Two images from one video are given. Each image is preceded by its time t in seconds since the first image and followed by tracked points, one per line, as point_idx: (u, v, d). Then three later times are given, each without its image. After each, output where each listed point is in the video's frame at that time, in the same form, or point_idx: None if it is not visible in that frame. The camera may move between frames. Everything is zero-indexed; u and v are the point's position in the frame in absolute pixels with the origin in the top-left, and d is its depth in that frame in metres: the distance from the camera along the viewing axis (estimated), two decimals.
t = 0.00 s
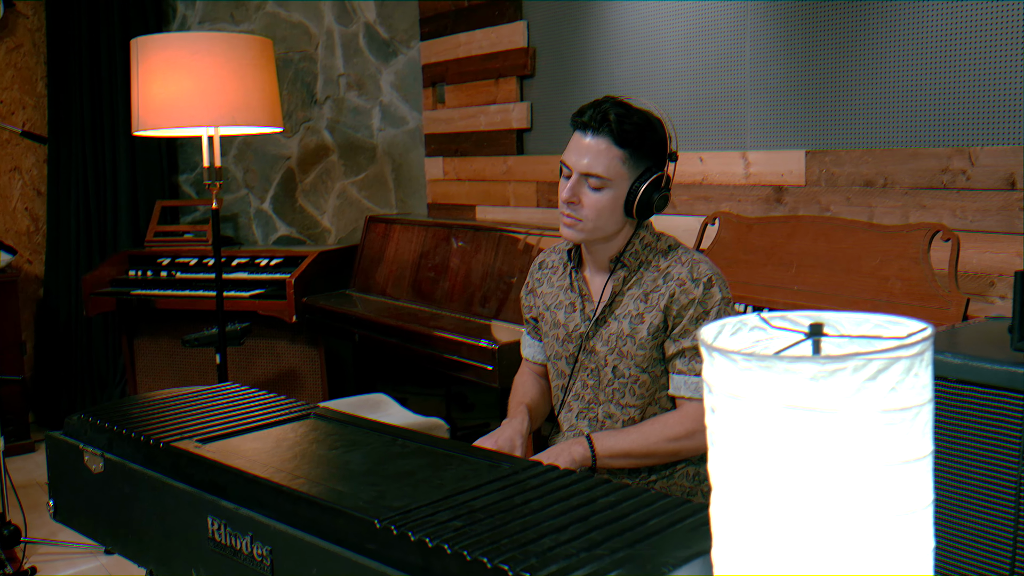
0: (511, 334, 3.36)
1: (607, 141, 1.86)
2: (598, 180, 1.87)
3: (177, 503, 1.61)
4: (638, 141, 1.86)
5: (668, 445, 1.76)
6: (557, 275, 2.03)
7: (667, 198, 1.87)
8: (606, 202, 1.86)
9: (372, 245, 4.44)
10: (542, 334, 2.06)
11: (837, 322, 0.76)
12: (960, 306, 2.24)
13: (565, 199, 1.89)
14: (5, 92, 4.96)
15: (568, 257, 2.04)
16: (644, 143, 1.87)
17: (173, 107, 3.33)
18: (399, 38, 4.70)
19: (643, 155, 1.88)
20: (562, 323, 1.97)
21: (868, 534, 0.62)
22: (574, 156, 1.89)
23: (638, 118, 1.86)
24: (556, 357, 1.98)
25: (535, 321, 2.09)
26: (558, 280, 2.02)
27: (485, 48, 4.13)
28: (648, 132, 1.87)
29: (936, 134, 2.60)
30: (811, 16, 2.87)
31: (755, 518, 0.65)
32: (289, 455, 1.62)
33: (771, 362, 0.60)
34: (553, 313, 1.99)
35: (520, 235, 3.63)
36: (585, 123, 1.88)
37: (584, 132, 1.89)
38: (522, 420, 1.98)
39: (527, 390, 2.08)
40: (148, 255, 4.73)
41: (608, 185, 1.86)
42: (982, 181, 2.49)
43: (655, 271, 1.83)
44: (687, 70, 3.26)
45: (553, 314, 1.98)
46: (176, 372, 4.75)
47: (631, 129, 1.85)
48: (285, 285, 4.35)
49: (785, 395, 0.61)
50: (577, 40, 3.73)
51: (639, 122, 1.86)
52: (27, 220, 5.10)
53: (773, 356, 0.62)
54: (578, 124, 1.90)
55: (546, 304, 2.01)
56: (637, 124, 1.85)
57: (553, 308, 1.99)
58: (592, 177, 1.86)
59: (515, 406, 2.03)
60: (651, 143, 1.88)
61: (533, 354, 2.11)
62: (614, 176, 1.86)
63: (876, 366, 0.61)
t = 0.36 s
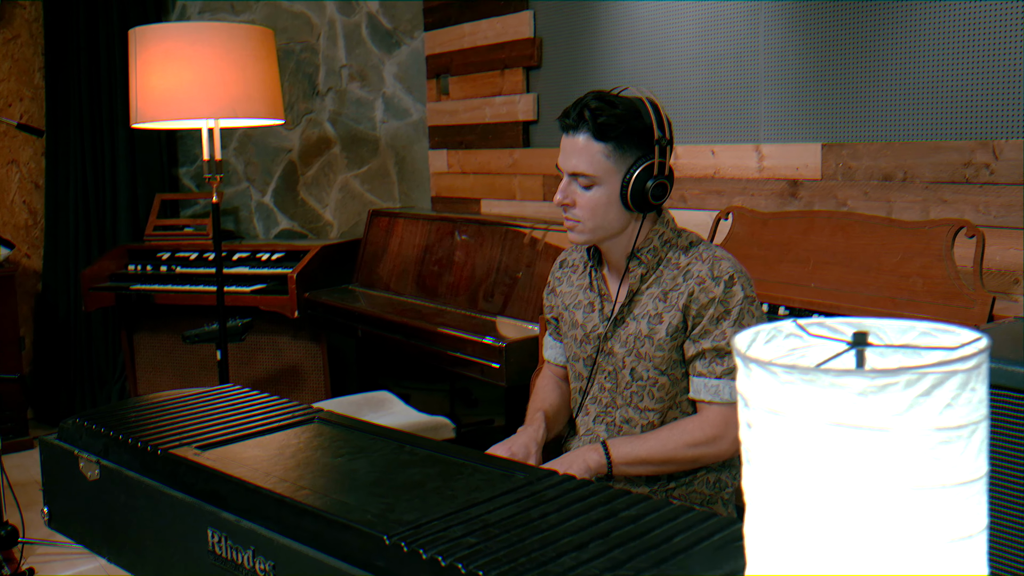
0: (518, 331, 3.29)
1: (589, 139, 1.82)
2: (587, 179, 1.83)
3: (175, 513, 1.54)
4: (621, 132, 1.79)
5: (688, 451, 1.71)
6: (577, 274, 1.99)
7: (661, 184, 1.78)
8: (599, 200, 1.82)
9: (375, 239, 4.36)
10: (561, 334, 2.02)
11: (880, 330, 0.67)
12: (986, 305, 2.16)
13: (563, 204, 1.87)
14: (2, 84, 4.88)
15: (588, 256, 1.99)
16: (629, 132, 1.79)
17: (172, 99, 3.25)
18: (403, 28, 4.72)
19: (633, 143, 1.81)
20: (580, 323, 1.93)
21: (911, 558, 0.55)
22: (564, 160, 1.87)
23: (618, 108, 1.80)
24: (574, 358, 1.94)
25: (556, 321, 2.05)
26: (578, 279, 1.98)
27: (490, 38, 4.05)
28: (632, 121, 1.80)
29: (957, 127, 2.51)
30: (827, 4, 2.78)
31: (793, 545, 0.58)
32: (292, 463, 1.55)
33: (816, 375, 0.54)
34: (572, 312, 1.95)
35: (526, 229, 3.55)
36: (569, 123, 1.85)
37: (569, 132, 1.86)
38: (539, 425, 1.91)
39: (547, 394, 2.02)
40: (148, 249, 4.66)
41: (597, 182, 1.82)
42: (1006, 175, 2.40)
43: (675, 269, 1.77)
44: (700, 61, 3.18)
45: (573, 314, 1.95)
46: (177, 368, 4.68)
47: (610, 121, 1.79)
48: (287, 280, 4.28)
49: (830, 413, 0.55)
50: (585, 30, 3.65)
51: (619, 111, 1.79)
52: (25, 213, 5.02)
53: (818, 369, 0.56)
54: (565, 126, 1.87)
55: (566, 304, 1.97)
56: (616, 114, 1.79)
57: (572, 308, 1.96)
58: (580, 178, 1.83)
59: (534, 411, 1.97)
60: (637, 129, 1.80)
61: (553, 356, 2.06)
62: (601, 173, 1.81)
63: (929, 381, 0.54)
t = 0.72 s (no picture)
0: (522, 327, 3.24)
1: (589, 121, 1.80)
2: (590, 162, 1.80)
3: (176, 523, 1.49)
4: (621, 111, 1.77)
5: (704, 459, 1.67)
6: (588, 274, 1.95)
7: (665, 159, 1.73)
8: (603, 181, 1.79)
9: (377, 234, 4.30)
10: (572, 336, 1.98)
11: (919, 341, 0.64)
12: (1006, 304, 2.10)
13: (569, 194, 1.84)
14: None
15: (600, 255, 1.95)
16: (630, 111, 1.77)
17: (170, 92, 3.20)
18: (404, 19, 4.60)
19: (635, 124, 1.78)
20: (592, 325, 1.89)
21: None
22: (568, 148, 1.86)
23: (618, 89, 1.79)
24: (586, 362, 1.90)
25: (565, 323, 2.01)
26: (590, 280, 1.94)
27: (494, 30, 3.99)
28: (633, 101, 1.78)
29: (974, 121, 2.46)
30: None
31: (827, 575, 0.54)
32: (296, 472, 1.50)
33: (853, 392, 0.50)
34: (584, 314, 1.91)
35: (530, 224, 3.50)
36: (570, 113, 1.84)
37: (572, 120, 1.85)
38: (547, 428, 1.87)
39: (557, 395, 1.98)
40: (147, 243, 4.61)
41: (599, 163, 1.79)
42: None
43: (691, 271, 1.74)
44: (708, 53, 3.12)
45: (584, 316, 1.91)
46: (177, 364, 4.63)
47: (610, 101, 1.78)
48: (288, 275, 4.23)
49: (867, 433, 0.51)
50: (592, 21, 3.58)
51: (619, 92, 1.78)
52: (23, 206, 4.97)
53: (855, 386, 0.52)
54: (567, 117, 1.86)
55: (576, 305, 1.93)
56: (615, 94, 1.78)
57: (583, 310, 1.92)
58: (582, 161, 1.80)
59: (542, 413, 1.93)
60: (638, 107, 1.77)
61: (563, 356, 2.02)
62: (603, 154, 1.78)
63: (976, 400, 0.50)
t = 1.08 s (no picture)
0: (522, 326, 3.18)
1: (623, 123, 1.63)
2: (626, 168, 1.65)
3: (164, 537, 1.43)
4: (656, 114, 1.63)
5: (711, 464, 1.61)
6: (587, 273, 1.88)
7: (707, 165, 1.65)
8: (641, 189, 1.65)
9: (374, 229, 4.24)
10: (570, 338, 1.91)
11: (947, 351, 0.56)
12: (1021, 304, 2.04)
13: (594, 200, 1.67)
14: None
15: (599, 254, 1.87)
16: (664, 112, 1.64)
17: (164, 86, 3.13)
18: (402, 12, 4.51)
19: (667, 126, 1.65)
20: (595, 326, 1.82)
21: None
22: (590, 150, 1.67)
23: (646, 88, 1.63)
24: (588, 364, 1.83)
25: (561, 323, 1.94)
26: (589, 279, 1.87)
27: (493, 22, 3.92)
28: (664, 100, 1.64)
29: (987, 115, 2.40)
30: None
31: None
32: (289, 482, 1.44)
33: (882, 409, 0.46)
34: (585, 315, 1.84)
35: (530, 221, 3.43)
36: (594, 111, 1.65)
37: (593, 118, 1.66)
38: (543, 438, 1.83)
39: (548, 399, 1.94)
40: (142, 239, 4.55)
41: (638, 170, 1.64)
42: None
43: (702, 268, 1.68)
44: (713, 46, 3.05)
45: (585, 316, 1.84)
46: (173, 362, 4.57)
47: (645, 103, 1.62)
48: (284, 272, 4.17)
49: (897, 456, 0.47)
50: (592, 12, 3.51)
51: (649, 92, 1.63)
52: (16, 201, 4.88)
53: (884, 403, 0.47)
54: (584, 115, 1.67)
55: (576, 305, 1.86)
56: (648, 94, 1.63)
57: (584, 310, 1.84)
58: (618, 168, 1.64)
59: (536, 419, 1.89)
60: (671, 110, 1.65)
61: (555, 358, 1.96)
62: (643, 160, 1.64)
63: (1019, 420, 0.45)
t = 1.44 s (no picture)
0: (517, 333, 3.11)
1: (639, 153, 1.55)
2: (637, 198, 1.58)
3: (139, 566, 1.37)
4: (673, 143, 1.56)
5: (713, 486, 1.54)
6: (579, 285, 1.81)
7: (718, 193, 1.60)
8: (651, 220, 1.59)
9: (369, 232, 4.17)
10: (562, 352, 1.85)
11: (967, 388, 0.58)
12: None
13: (600, 227, 1.61)
14: None
15: (593, 266, 1.80)
16: (680, 139, 1.56)
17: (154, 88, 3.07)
18: (397, 11, 4.41)
19: (681, 152, 1.58)
20: (590, 341, 1.75)
21: None
22: (599, 173, 1.59)
23: (664, 114, 1.55)
24: (582, 380, 1.77)
25: (551, 336, 1.87)
26: (582, 292, 1.80)
27: (489, 22, 3.85)
28: (681, 126, 1.56)
29: (995, 119, 2.33)
30: None
31: None
32: (270, 509, 1.38)
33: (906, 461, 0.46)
34: (579, 330, 1.77)
35: (527, 225, 3.36)
36: (610, 135, 1.56)
37: (606, 143, 1.57)
38: (537, 451, 1.75)
39: (539, 411, 1.87)
40: (133, 242, 4.48)
41: (650, 201, 1.58)
42: None
43: (705, 283, 1.61)
44: (713, 48, 2.99)
45: (579, 331, 1.77)
46: (164, 366, 4.51)
47: (663, 134, 1.54)
48: (277, 276, 4.10)
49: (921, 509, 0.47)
50: (590, 12, 3.44)
51: (668, 118, 1.55)
52: (5, 203, 4.79)
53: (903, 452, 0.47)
54: (597, 137, 1.58)
55: (569, 319, 1.80)
56: (666, 121, 1.54)
57: (578, 325, 1.78)
58: (630, 198, 1.58)
59: (528, 433, 1.81)
60: (687, 137, 1.57)
61: (545, 372, 1.90)
62: (655, 192, 1.57)
63: None
